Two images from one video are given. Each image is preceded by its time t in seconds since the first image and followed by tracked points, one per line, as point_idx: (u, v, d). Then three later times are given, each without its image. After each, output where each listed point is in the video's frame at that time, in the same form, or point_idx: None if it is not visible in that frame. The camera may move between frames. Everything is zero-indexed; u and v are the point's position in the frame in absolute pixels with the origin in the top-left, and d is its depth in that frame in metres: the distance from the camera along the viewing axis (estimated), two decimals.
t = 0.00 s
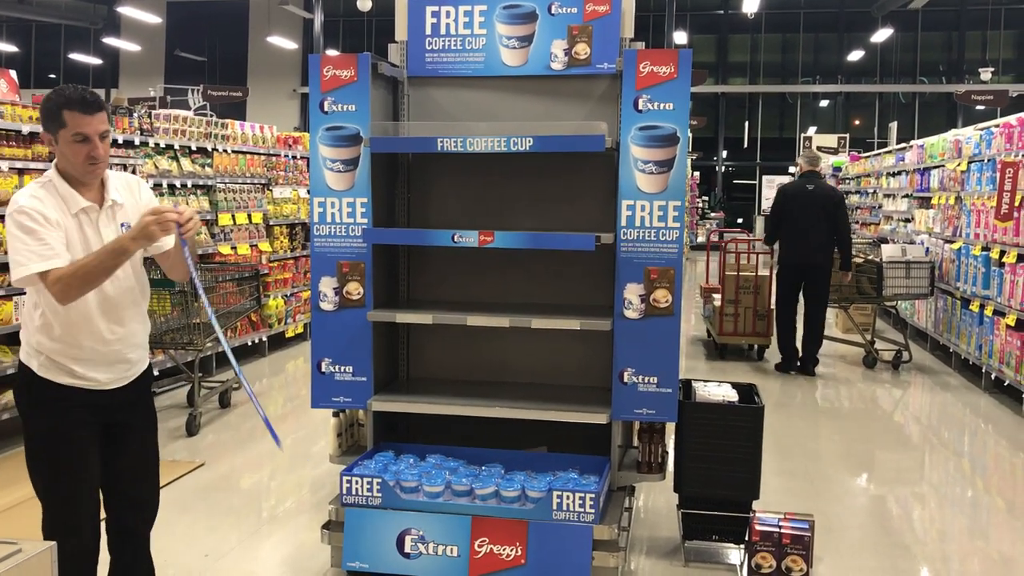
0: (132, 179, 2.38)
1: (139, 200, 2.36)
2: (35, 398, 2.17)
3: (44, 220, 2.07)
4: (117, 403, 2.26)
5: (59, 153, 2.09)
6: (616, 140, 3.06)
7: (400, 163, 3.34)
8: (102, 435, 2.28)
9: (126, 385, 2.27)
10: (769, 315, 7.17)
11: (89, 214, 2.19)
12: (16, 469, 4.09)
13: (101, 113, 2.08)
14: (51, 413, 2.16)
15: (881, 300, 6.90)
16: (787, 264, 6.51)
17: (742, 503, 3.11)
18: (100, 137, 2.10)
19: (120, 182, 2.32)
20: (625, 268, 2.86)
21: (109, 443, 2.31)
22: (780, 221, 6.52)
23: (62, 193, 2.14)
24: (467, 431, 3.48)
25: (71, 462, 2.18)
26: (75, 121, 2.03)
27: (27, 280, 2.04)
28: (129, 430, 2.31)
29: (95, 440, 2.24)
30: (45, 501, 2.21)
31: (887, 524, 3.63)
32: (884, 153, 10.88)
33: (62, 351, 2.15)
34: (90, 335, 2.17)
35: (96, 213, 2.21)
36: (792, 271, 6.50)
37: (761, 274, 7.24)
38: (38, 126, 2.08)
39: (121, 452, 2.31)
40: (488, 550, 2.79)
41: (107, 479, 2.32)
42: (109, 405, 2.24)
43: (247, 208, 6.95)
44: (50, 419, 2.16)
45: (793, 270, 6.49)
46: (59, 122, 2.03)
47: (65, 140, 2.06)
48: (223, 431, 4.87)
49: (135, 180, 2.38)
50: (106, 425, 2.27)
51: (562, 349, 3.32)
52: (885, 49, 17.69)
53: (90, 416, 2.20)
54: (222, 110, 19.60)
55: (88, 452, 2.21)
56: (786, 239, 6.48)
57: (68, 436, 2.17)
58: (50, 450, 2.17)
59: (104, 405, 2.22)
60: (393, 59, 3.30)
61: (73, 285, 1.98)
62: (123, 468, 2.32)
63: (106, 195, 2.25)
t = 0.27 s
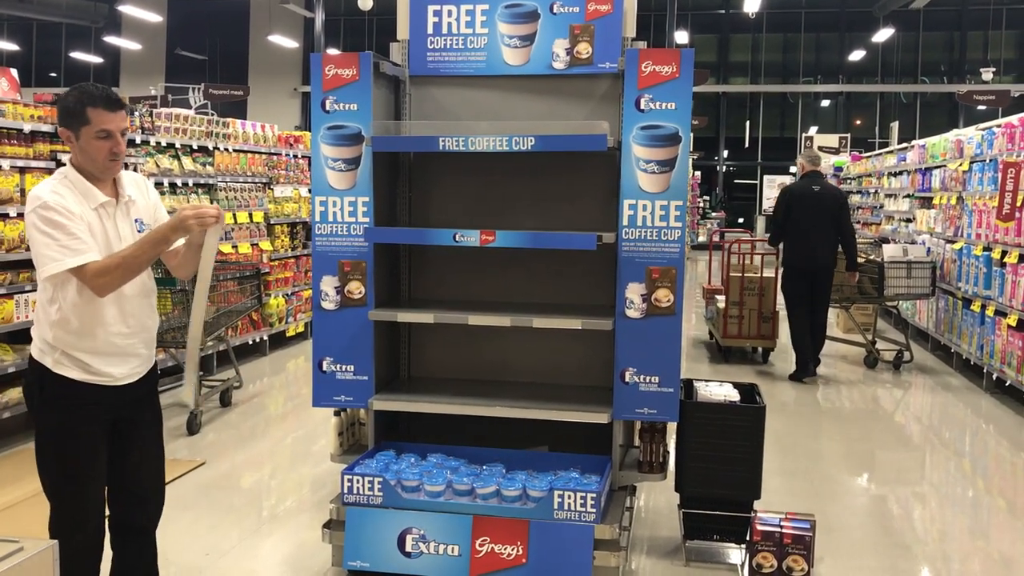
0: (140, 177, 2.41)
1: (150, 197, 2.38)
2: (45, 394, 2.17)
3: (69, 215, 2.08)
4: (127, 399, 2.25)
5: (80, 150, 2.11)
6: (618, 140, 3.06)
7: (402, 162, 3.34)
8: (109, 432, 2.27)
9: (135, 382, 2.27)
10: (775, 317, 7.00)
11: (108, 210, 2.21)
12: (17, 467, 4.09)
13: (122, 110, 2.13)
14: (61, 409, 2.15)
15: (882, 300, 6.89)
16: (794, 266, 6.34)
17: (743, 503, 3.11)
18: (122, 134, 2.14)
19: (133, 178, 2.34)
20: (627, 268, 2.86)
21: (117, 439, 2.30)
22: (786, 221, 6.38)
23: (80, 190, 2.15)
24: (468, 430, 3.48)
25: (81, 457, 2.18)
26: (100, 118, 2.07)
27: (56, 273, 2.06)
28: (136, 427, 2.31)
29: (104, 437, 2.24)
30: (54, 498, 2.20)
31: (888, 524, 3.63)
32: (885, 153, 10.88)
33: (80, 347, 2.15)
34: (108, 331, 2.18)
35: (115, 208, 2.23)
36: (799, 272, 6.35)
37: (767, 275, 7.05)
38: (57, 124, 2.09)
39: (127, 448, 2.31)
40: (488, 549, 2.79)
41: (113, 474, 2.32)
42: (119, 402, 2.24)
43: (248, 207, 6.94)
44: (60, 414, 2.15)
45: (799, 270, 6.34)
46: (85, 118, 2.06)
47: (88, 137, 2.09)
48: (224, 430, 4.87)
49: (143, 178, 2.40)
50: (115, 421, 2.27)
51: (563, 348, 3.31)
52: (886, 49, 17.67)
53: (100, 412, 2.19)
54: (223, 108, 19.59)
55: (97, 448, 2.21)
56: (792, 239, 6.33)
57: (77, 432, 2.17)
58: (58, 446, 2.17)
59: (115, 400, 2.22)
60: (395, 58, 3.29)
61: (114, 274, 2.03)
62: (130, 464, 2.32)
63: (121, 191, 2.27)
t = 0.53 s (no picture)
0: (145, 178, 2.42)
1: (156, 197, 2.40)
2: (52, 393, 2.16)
3: (81, 212, 2.09)
4: (134, 397, 2.26)
5: (104, 145, 2.15)
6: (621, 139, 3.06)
7: (404, 162, 3.34)
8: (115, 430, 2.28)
9: (142, 380, 2.27)
10: (780, 320, 6.92)
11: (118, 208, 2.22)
12: (20, 467, 4.10)
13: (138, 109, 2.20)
14: (69, 407, 2.15)
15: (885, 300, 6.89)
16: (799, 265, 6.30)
17: (745, 503, 3.11)
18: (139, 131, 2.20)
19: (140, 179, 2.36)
20: (630, 268, 2.86)
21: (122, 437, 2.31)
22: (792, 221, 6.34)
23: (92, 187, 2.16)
24: (470, 430, 3.48)
25: (88, 456, 2.18)
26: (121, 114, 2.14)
27: (68, 270, 2.07)
28: (142, 425, 2.32)
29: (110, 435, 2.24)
30: (60, 497, 2.20)
31: (890, 525, 3.62)
32: (888, 153, 10.87)
33: (90, 345, 2.15)
34: (117, 329, 2.19)
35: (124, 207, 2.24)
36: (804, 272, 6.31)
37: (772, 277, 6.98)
38: (77, 121, 2.12)
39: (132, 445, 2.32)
40: (491, 549, 2.79)
41: (118, 473, 2.33)
42: (127, 400, 2.24)
43: (250, 206, 6.94)
44: (68, 413, 2.15)
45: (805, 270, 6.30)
46: (107, 116, 2.12)
47: (116, 131, 2.14)
48: (226, 429, 4.87)
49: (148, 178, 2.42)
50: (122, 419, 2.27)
51: (565, 348, 3.31)
52: (888, 49, 17.65)
53: (108, 410, 2.20)
54: (225, 108, 19.61)
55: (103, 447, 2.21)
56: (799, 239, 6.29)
57: (85, 430, 2.17)
58: (65, 445, 2.17)
59: (123, 398, 2.22)
60: (398, 57, 3.29)
61: (128, 273, 2.05)
62: (135, 463, 2.32)
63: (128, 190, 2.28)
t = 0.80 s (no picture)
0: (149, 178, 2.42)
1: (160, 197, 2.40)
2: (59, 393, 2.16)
3: (88, 211, 2.09)
4: (140, 396, 2.26)
5: (113, 144, 2.15)
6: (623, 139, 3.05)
7: (407, 163, 3.34)
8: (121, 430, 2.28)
9: (148, 379, 2.27)
10: (783, 323, 6.87)
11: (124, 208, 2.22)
12: (23, 466, 4.10)
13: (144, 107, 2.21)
14: (76, 407, 2.15)
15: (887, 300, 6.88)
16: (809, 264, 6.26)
17: (748, 503, 3.10)
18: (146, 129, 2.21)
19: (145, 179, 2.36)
20: (633, 268, 2.85)
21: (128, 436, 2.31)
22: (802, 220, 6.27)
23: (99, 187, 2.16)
24: (473, 430, 3.48)
25: (95, 455, 2.18)
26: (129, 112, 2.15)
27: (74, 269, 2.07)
28: (148, 424, 2.32)
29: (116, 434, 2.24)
30: (66, 497, 2.20)
31: (893, 525, 3.62)
32: (890, 153, 10.86)
33: (97, 344, 2.15)
34: (123, 327, 2.19)
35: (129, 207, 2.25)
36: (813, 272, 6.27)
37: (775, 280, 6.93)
38: (86, 120, 2.12)
39: (138, 444, 2.32)
40: (493, 550, 2.79)
41: (125, 472, 2.33)
42: (133, 399, 2.24)
43: (253, 206, 6.94)
44: (75, 413, 2.15)
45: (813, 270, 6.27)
46: (116, 114, 2.13)
47: (126, 129, 2.15)
48: (228, 429, 4.87)
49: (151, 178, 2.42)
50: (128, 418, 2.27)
51: (568, 349, 3.31)
52: (891, 49, 17.63)
53: (115, 410, 2.20)
54: (228, 108, 19.62)
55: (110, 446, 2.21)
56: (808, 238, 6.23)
57: (91, 430, 2.17)
58: (72, 445, 2.17)
59: (130, 397, 2.23)
60: (401, 58, 3.29)
61: (134, 273, 2.05)
62: (140, 463, 2.33)
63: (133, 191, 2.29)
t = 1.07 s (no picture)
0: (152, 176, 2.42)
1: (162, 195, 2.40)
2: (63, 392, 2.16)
3: (91, 209, 2.09)
4: (144, 395, 2.26)
5: (117, 141, 2.15)
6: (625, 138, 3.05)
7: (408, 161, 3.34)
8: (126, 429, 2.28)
9: (152, 378, 2.27)
10: (785, 325, 6.84)
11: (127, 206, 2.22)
12: (24, 465, 4.10)
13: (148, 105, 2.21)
14: (81, 406, 2.15)
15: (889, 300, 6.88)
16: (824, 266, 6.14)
17: (749, 503, 3.10)
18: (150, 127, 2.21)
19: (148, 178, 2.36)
20: (634, 267, 2.85)
21: (133, 435, 2.31)
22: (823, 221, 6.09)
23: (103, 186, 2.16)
24: (474, 429, 3.48)
25: (100, 455, 2.18)
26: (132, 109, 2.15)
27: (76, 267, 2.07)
28: (152, 423, 2.32)
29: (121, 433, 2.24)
30: (70, 496, 2.20)
31: (894, 525, 3.62)
32: (892, 152, 10.85)
33: (101, 342, 2.15)
34: (128, 326, 2.19)
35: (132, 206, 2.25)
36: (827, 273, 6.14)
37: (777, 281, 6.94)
38: (90, 118, 2.12)
39: (143, 443, 2.32)
40: (494, 549, 2.78)
41: (129, 471, 2.33)
42: (138, 398, 2.24)
43: (254, 205, 6.94)
44: (81, 412, 2.15)
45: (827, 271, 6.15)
46: (119, 112, 2.13)
47: (130, 128, 2.15)
48: (229, 428, 4.87)
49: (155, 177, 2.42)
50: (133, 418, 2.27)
51: (570, 348, 3.31)
52: (893, 48, 17.61)
53: (119, 409, 2.20)
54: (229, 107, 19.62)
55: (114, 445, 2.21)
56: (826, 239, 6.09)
57: (96, 429, 2.17)
58: (77, 444, 2.17)
59: (134, 397, 2.23)
60: (402, 57, 3.29)
61: (136, 273, 2.05)
62: (143, 463, 2.33)
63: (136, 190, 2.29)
